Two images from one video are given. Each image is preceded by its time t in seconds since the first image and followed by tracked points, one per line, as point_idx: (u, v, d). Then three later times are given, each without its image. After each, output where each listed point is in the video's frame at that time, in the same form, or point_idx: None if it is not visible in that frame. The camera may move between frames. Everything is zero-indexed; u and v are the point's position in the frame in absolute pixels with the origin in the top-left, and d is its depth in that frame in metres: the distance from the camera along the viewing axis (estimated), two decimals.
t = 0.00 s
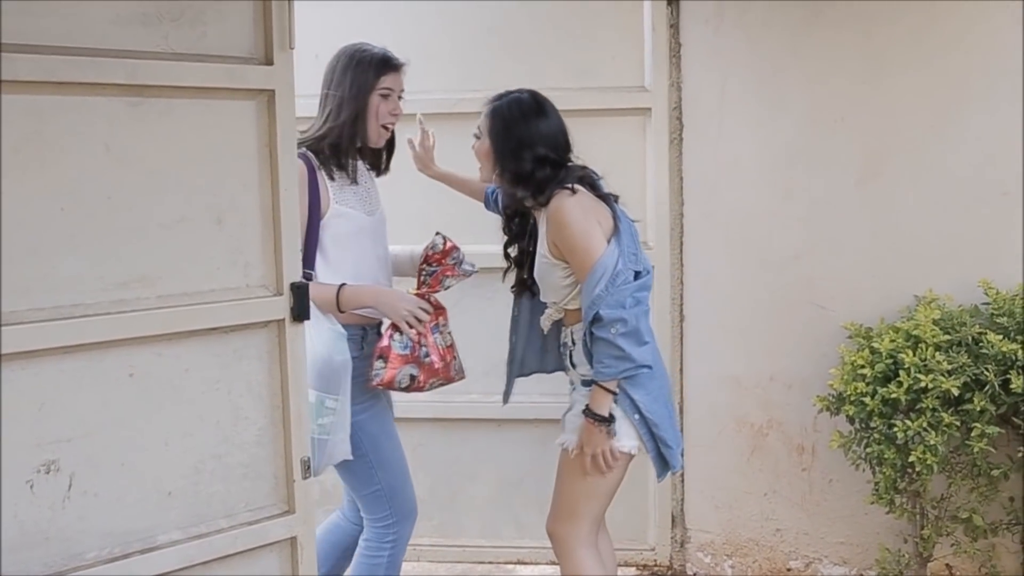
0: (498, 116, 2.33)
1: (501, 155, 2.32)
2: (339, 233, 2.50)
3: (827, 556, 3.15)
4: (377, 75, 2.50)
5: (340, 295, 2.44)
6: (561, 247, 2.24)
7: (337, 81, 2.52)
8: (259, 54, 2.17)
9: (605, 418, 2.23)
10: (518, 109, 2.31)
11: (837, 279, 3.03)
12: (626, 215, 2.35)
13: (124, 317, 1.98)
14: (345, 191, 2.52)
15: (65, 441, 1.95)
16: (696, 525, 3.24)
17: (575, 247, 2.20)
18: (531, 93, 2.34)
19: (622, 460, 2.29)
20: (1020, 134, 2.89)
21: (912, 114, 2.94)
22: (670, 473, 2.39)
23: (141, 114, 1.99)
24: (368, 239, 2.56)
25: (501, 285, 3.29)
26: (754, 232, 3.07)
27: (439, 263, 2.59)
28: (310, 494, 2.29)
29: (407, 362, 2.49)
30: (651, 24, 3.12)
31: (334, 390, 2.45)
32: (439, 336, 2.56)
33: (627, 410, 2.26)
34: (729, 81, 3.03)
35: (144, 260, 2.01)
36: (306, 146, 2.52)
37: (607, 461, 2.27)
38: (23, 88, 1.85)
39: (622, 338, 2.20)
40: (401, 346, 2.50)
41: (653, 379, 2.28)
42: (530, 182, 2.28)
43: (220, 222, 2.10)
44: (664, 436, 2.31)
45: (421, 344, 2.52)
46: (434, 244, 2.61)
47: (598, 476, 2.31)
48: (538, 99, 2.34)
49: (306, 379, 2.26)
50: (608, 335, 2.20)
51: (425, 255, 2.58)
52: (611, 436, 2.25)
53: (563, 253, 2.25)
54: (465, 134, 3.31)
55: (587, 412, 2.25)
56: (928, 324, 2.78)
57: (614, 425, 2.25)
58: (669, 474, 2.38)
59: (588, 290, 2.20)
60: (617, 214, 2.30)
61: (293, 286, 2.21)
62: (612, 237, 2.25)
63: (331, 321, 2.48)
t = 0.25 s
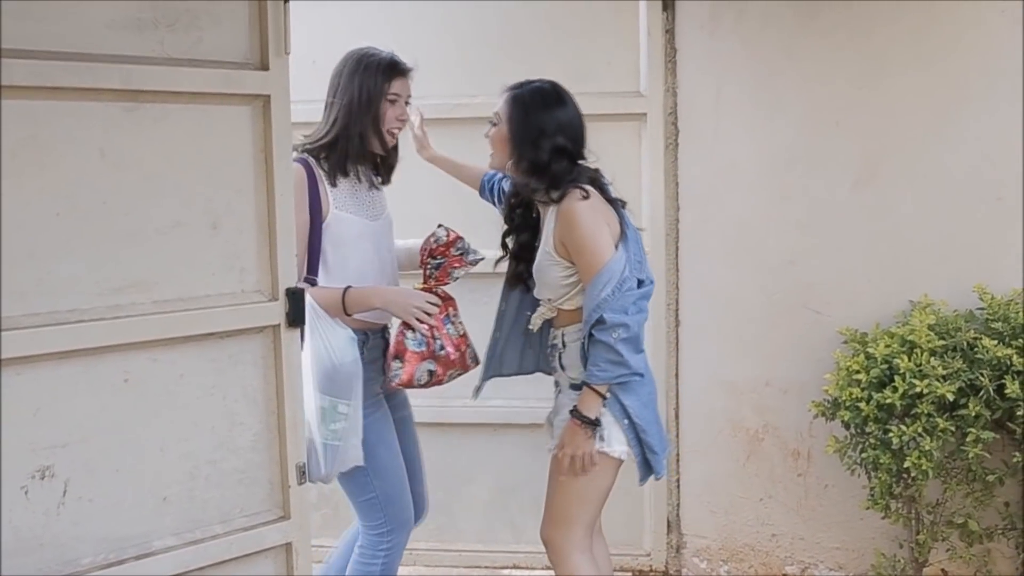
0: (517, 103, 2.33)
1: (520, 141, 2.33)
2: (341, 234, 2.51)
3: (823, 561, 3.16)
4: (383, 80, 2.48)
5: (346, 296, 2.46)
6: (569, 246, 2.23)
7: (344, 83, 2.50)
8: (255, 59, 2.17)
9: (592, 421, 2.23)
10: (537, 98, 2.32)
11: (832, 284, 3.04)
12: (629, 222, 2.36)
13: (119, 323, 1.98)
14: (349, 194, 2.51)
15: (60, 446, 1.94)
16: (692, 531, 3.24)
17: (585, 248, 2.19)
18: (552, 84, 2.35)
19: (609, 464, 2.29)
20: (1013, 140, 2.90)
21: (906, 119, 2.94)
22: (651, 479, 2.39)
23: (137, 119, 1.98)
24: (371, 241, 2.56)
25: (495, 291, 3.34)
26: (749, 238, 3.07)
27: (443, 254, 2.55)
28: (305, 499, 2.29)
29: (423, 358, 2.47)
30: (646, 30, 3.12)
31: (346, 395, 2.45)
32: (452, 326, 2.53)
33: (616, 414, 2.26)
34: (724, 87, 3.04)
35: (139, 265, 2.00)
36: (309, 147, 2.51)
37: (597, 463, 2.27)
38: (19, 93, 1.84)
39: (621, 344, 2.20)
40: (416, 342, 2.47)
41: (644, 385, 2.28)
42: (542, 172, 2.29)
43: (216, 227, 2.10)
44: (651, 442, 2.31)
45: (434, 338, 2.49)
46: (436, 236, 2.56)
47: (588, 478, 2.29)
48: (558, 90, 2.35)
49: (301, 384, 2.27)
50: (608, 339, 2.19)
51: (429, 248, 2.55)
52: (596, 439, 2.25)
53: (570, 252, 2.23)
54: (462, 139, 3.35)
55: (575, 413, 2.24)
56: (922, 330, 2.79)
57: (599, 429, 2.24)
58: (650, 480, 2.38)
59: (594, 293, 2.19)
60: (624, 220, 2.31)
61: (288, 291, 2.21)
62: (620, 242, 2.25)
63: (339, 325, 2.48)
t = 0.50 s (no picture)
0: (541, 98, 2.28)
1: (539, 131, 2.28)
2: (348, 236, 2.49)
3: (820, 564, 3.15)
4: (386, 82, 2.44)
5: (352, 297, 2.41)
6: (577, 246, 2.22)
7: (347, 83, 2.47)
8: (251, 63, 2.17)
9: (577, 421, 2.22)
10: (561, 95, 2.27)
11: (829, 288, 3.04)
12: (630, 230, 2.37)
13: (116, 327, 1.97)
14: (354, 196, 2.50)
15: (57, 450, 1.93)
16: (689, 534, 3.26)
17: (595, 249, 2.19)
18: (574, 80, 2.30)
19: (599, 467, 2.28)
20: (1010, 143, 2.90)
21: (902, 122, 2.95)
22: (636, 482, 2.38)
23: (134, 123, 1.98)
24: (378, 242, 2.55)
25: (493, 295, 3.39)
26: (746, 241, 3.08)
27: (450, 248, 2.51)
28: (302, 503, 2.29)
29: (432, 355, 2.41)
30: (643, 34, 3.13)
31: (355, 399, 2.44)
32: (459, 321, 2.50)
33: (606, 416, 2.25)
34: (720, 91, 3.05)
35: (136, 269, 2.00)
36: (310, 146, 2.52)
37: (589, 464, 2.27)
38: (15, 98, 1.84)
39: (620, 347, 2.19)
40: (425, 339, 2.41)
41: (634, 389, 2.28)
42: (561, 171, 2.26)
43: (213, 231, 2.10)
44: (639, 446, 2.31)
45: (443, 334, 2.44)
46: (440, 233, 2.53)
47: (585, 481, 2.29)
48: (580, 87, 2.30)
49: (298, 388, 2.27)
50: (608, 341, 2.18)
51: (434, 245, 2.51)
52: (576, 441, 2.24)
53: (578, 251, 2.22)
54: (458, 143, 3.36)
55: (562, 411, 2.22)
56: (919, 333, 2.79)
57: (581, 431, 2.24)
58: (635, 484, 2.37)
59: (598, 294, 2.18)
60: (628, 226, 2.32)
61: (285, 295, 2.22)
62: (624, 247, 2.26)
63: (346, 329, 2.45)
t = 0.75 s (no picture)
0: (555, 95, 2.25)
1: (550, 128, 2.25)
2: (353, 237, 2.47)
3: (815, 565, 3.16)
4: (384, 80, 2.43)
5: (357, 294, 2.38)
6: (577, 246, 2.22)
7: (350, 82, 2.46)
8: (246, 65, 2.17)
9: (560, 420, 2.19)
10: (574, 93, 2.26)
11: (824, 289, 3.04)
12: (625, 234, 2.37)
13: (110, 330, 1.97)
14: (359, 196, 2.47)
15: (51, 454, 1.93)
16: (684, 536, 3.26)
17: (595, 250, 2.19)
18: (584, 79, 2.29)
19: (594, 469, 2.28)
20: (1005, 145, 2.90)
21: (896, 124, 2.95)
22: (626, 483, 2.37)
23: (128, 126, 1.98)
24: (382, 242, 2.53)
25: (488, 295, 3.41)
26: (740, 243, 3.09)
27: (459, 242, 2.44)
28: (297, 506, 2.29)
29: (437, 350, 2.35)
30: (638, 36, 3.13)
31: (356, 399, 2.41)
32: (466, 317, 2.42)
33: (597, 418, 2.25)
34: (715, 93, 3.05)
35: (130, 273, 2.00)
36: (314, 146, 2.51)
37: (582, 466, 2.26)
38: (9, 101, 1.84)
39: (615, 349, 2.19)
40: (430, 333, 2.35)
41: (625, 391, 2.28)
42: (570, 170, 2.25)
43: (207, 234, 2.10)
44: (631, 447, 2.30)
45: (449, 330, 2.37)
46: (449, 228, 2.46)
47: (580, 485, 2.29)
48: (591, 86, 2.29)
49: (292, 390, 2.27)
50: (603, 342, 2.17)
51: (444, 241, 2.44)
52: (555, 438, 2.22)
53: (577, 252, 2.22)
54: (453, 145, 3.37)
55: (546, 408, 2.19)
56: (914, 334, 2.80)
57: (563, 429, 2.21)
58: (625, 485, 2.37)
59: (595, 296, 2.17)
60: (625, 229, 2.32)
61: (280, 298, 2.22)
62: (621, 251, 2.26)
63: (349, 330, 2.41)
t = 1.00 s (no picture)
0: (563, 92, 2.25)
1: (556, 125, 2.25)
2: (365, 233, 2.42)
3: (812, 563, 3.16)
4: (395, 75, 2.39)
5: (367, 289, 2.33)
6: (572, 244, 2.22)
7: (357, 77, 2.42)
8: (241, 64, 2.17)
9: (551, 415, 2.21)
10: (580, 91, 2.26)
11: (820, 286, 3.05)
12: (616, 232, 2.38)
13: (106, 329, 1.96)
14: (371, 192, 2.43)
15: (46, 452, 1.92)
16: (681, 534, 3.26)
17: (591, 248, 2.20)
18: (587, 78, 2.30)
19: (591, 466, 2.28)
20: (1000, 142, 2.90)
21: (892, 121, 2.95)
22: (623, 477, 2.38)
23: (123, 124, 1.97)
24: (393, 239, 2.49)
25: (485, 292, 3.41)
26: (736, 240, 3.09)
27: (472, 238, 2.33)
28: (293, 504, 2.29)
29: (446, 348, 2.29)
30: (634, 34, 3.13)
31: (362, 395, 2.37)
32: (476, 315, 2.36)
33: (592, 413, 2.25)
34: (710, 90, 3.05)
35: (126, 271, 1.99)
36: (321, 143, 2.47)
37: (578, 463, 2.26)
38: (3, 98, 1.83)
39: (609, 346, 2.19)
40: (440, 331, 2.30)
41: (618, 387, 2.28)
42: (575, 167, 2.24)
43: (202, 232, 2.09)
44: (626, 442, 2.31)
45: (459, 328, 2.32)
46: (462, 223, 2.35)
47: (577, 483, 2.28)
48: (594, 86, 2.31)
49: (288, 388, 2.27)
50: (597, 340, 2.18)
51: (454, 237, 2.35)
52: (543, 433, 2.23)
53: (572, 250, 2.22)
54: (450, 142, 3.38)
55: (536, 402, 2.21)
56: (910, 332, 2.80)
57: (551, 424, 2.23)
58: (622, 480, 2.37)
59: (589, 294, 2.18)
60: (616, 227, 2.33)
61: (275, 296, 2.22)
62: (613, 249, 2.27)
63: (356, 325, 2.37)
